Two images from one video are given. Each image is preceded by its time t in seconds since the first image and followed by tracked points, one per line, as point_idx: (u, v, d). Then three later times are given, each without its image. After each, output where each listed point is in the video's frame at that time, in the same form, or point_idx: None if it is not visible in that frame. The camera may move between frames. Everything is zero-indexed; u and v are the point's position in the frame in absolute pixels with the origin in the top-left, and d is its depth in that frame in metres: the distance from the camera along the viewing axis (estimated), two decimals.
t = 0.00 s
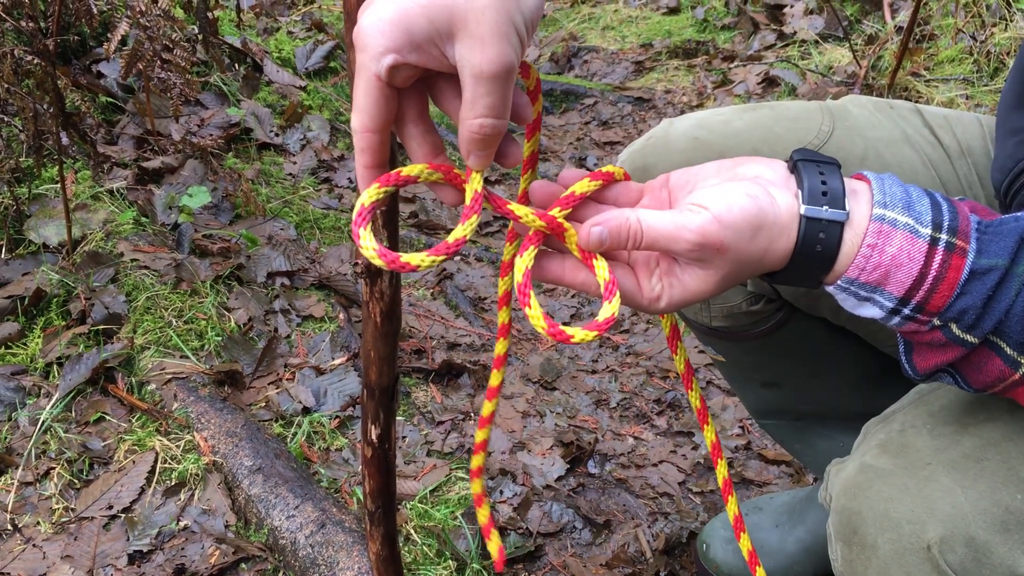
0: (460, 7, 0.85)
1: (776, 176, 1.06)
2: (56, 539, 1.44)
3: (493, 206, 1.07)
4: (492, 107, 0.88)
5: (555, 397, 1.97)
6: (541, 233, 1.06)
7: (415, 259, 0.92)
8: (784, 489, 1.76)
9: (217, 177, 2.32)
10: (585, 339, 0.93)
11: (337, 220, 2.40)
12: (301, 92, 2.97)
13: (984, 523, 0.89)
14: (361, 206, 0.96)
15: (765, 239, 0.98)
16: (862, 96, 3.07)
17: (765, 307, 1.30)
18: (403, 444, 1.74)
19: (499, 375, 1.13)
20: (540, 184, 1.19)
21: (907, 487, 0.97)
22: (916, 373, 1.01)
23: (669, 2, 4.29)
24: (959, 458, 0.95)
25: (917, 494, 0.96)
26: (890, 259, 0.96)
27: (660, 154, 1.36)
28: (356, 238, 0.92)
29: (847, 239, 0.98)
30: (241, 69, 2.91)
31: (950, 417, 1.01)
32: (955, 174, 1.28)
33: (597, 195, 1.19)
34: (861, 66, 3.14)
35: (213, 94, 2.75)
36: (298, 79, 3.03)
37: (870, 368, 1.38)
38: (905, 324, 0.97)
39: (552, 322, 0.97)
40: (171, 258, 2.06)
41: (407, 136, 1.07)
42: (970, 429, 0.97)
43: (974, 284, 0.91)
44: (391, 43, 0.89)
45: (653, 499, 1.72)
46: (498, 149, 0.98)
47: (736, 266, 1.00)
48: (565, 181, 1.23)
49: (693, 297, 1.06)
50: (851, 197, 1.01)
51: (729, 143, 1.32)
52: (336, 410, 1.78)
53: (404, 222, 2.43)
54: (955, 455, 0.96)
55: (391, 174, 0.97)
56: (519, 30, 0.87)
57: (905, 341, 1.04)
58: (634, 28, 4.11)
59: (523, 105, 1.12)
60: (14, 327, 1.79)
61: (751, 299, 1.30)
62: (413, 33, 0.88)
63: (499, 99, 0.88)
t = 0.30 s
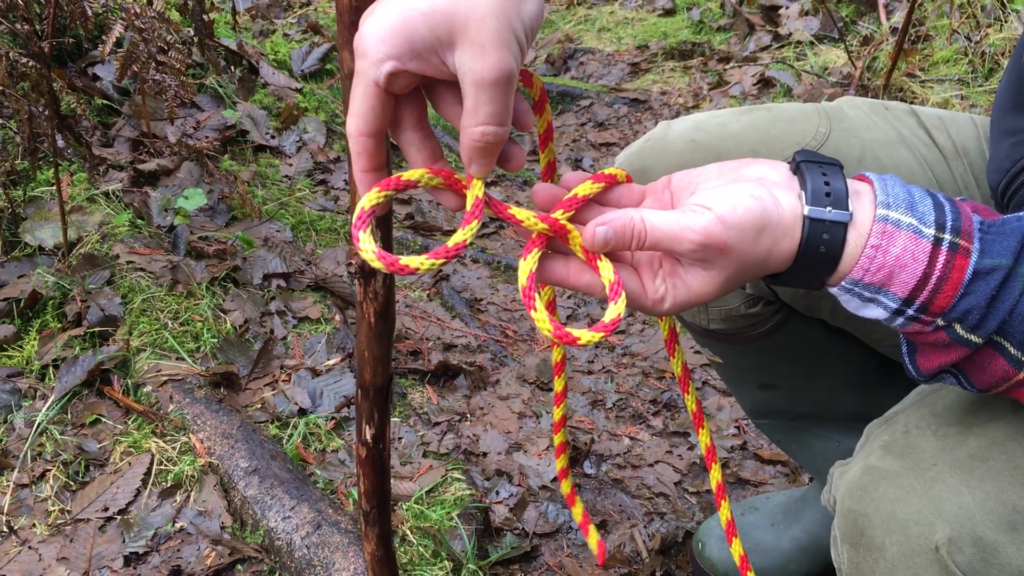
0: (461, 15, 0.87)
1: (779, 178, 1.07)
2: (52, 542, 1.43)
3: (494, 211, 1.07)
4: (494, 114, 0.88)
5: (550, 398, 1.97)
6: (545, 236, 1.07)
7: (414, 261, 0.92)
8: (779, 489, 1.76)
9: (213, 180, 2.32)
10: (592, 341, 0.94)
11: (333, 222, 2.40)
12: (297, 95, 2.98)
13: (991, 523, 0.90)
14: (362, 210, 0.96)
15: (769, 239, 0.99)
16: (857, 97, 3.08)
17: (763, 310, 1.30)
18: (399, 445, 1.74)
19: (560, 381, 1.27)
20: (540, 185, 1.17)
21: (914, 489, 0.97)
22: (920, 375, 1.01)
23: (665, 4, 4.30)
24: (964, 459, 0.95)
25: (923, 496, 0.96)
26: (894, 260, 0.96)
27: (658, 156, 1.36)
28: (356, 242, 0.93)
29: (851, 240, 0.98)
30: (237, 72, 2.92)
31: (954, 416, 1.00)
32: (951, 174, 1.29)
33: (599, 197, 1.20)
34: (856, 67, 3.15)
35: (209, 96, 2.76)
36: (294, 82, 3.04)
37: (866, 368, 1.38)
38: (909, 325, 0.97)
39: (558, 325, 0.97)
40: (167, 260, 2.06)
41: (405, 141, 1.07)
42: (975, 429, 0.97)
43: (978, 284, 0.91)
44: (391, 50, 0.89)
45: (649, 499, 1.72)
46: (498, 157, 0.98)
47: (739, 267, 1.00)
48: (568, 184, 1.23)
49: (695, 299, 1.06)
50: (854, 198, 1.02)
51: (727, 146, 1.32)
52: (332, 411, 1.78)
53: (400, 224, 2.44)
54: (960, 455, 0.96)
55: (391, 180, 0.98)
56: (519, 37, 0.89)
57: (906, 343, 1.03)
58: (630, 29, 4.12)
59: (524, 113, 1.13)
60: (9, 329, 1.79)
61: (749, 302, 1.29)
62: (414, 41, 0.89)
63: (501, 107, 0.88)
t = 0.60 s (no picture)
0: (458, 21, 0.88)
1: (779, 180, 1.07)
2: (52, 541, 1.44)
3: (493, 212, 1.08)
4: (492, 120, 0.89)
5: (549, 397, 1.97)
6: (544, 237, 1.07)
7: (406, 273, 0.93)
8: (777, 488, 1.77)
9: (212, 180, 2.33)
10: (589, 343, 0.95)
11: (331, 222, 2.41)
12: (296, 95, 2.98)
13: (994, 522, 0.90)
14: (358, 219, 0.97)
15: (770, 241, 0.99)
16: (854, 96, 3.09)
17: (762, 310, 1.30)
18: (398, 445, 1.75)
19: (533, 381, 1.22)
20: (542, 187, 1.19)
21: (916, 489, 0.98)
22: (921, 377, 1.01)
23: (663, 4, 4.31)
24: (965, 458, 0.96)
25: (925, 496, 0.96)
26: (894, 261, 0.96)
27: (657, 157, 1.37)
28: (350, 250, 0.94)
29: (852, 241, 0.99)
30: (236, 72, 2.92)
31: (954, 417, 1.01)
32: (948, 174, 1.29)
33: (599, 199, 1.20)
34: (853, 67, 3.16)
35: (207, 97, 2.76)
36: (293, 82, 3.04)
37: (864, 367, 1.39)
38: (910, 326, 0.97)
39: (555, 327, 0.98)
40: (166, 261, 2.06)
41: (403, 146, 1.07)
42: (976, 429, 0.98)
43: (978, 285, 0.92)
44: (388, 57, 0.90)
45: (648, 498, 1.73)
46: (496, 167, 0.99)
47: (740, 269, 1.01)
48: (569, 185, 1.24)
49: (696, 301, 1.07)
50: (854, 201, 1.02)
51: (726, 146, 1.33)
52: (331, 411, 1.79)
53: (399, 224, 2.44)
54: (962, 455, 0.96)
55: (387, 187, 0.98)
56: (515, 43, 0.91)
57: (907, 344, 1.04)
58: (628, 29, 4.13)
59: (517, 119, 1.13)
60: (9, 330, 1.80)
61: (748, 302, 1.29)
62: (411, 47, 0.89)
63: (498, 112, 0.89)
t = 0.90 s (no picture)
0: (458, 22, 0.88)
1: (776, 174, 1.06)
2: (53, 539, 1.44)
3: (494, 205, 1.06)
4: (494, 121, 0.88)
5: (550, 395, 1.97)
6: (541, 225, 1.07)
7: (411, 275, 0.93)
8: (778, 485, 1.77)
9: (212, 178, 2.33)
10: (584, 329, 0.95)
11: (332, 220, 2.41)
12: (296, 93, 2.98)
13: (989, 519, 0.90)
14: (358, 217, 0.97)
15: (766, 233, 0.99)
16: (855, 94, 3.09)
17: (760, 306, 1.30)
18: (399, 442, 1.75)
19: (484, 398, 1.18)
20: (539, 175, 1.20)
21: (911, 486, 0.98)
22: (916, 371, 1.01)
23: (664, 2, 4.30)
24: (960, 455, 0.96)
25: (920, 492, 0.96)
26: (889, 254, 0.96)
27: (656, 153, 1.37)
28: (353, 251, 0.93)
29: (847, 235, 0.99)
30: (236, 70, 2.92)
31: (950, 414, 1.01)
32: (947, 170, 1.29)
33: (596, 190, 1.20)
34: (854, 65, 3.16)
35: (208, 95, 2.76)
36: (293, 80, 3.04)
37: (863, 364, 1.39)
38: (905, 320, 0.98)
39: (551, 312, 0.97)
40: (167, 259, 2.06)
41: (400, 150, 1.07)
42: (971, 426, 0.98)
43: (973, 278, 0.92)
44: (387, 58, 0.90)
45: (648, 496, 1.73)
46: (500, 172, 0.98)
47: (736, 262, 1.00)
48: (565, 175, 1.24)
49: (691, 293, 1.07)
50: (849, 194, 1.02)
51: (725, 141, 1.32)
52: (332, 409, 1.79)
53: (399, 222, 2.44)
54: (957, 452, 0.96)
55: (387, 183, 0.98)
56: (514, 44, 0.91)
57: (903, 340, 1.04)
58: (629, 27, 4.12)
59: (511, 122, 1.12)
60: (10, 328, 1.80)
61: (747, 298, 1.29)
62: (411, 49, 0.89)
63: (500, 113, 0.89)
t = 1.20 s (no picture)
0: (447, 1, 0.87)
1: (770, 177, 1.06)
2: (51, 535, 1.44)
3: (488, 201, 1.07)
4: (483, 101, 0.88)
5: (548, 391, 1.97)
6: (535, 228, 1.07)
7: (418, 261, 0.93)
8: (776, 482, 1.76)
9: (211, 174, 2.32)
10: (578, 335, 0.94)
11: (331, 216, 2.40)
12: (295, 89, 2.98)
13: (985, 515, 0.89)
14: (358, 214, 0.96)
15: (762, 237, 0.98)
16: (855, 90, 3.08)
17: (758, 302, 1.29)
18: (397, 439, 1.75)
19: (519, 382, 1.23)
20: (534, 176, 1.19)
21: (906, 483, 0.97)
22: (913, 372, 1.01)
23: None
24: (956, 452, 0.95)
25: (916, 490, 0.96)
26: (886, 255, 0.96)
27: (652, 149, 1.36)
28: (357, 243, 0.92)
29: (844, 237, 0.98)
30: (235, 66, 2.91)
31: (946, 411, 1.01)
32: (944, 167, 1.29)
33: (590, 192, 1.19)
34: (854, 61, 3.15)
35: (206, 90, 2.75)
36: (292, 76, 3.03)
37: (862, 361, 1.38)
38: (902, 321, 0.97)
39: (546, 318, 0.96)
40: (165, 255, 2.06)
41: (395, 136, 1.06)
42: (967, 423, 0.97)
43: (970, 278, 0.91)
44: (376, 40, 0.89)
45: (647, 492, 1.73)
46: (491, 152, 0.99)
47: (732, 266, 1.00)
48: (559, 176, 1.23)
49: (686, 298, 1.06)
50: (845, 195, 1.01)
51: (721, 137, 1.32)
52: (330, 405, 1.78)
53: (397, 218, 2.43)
54: (952, 449, 0.96)
55: (384, 178, 0.98)
56: (504, 22, 0.90)
57: (900, 340, 1.03)
58: (628, 23, 4.11)
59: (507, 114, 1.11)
60: (7, 323, 1.79)
61: (743, 294, 1.28)
62: (400, 31, 0.89)
63: (489, 93, 0.88)
